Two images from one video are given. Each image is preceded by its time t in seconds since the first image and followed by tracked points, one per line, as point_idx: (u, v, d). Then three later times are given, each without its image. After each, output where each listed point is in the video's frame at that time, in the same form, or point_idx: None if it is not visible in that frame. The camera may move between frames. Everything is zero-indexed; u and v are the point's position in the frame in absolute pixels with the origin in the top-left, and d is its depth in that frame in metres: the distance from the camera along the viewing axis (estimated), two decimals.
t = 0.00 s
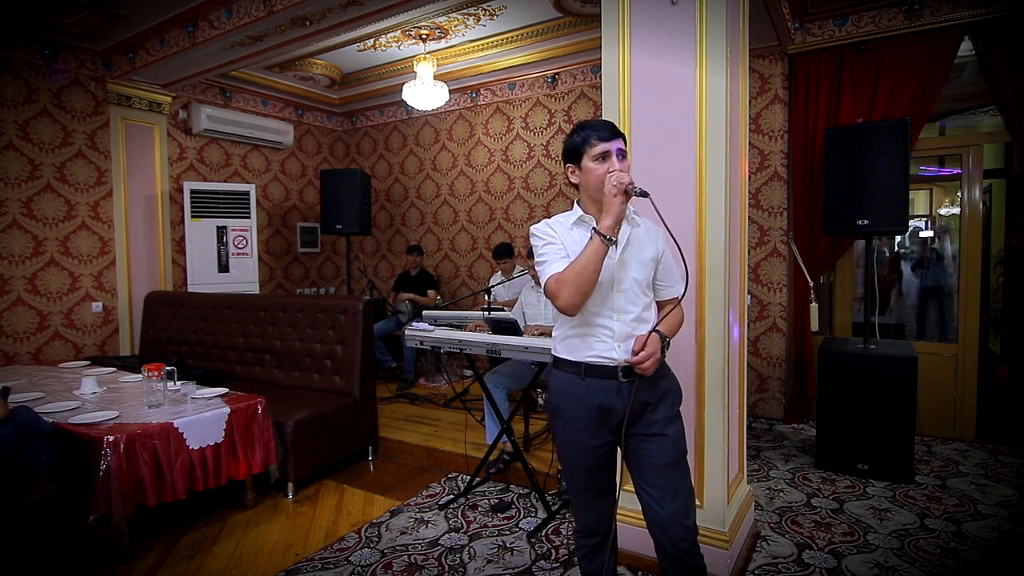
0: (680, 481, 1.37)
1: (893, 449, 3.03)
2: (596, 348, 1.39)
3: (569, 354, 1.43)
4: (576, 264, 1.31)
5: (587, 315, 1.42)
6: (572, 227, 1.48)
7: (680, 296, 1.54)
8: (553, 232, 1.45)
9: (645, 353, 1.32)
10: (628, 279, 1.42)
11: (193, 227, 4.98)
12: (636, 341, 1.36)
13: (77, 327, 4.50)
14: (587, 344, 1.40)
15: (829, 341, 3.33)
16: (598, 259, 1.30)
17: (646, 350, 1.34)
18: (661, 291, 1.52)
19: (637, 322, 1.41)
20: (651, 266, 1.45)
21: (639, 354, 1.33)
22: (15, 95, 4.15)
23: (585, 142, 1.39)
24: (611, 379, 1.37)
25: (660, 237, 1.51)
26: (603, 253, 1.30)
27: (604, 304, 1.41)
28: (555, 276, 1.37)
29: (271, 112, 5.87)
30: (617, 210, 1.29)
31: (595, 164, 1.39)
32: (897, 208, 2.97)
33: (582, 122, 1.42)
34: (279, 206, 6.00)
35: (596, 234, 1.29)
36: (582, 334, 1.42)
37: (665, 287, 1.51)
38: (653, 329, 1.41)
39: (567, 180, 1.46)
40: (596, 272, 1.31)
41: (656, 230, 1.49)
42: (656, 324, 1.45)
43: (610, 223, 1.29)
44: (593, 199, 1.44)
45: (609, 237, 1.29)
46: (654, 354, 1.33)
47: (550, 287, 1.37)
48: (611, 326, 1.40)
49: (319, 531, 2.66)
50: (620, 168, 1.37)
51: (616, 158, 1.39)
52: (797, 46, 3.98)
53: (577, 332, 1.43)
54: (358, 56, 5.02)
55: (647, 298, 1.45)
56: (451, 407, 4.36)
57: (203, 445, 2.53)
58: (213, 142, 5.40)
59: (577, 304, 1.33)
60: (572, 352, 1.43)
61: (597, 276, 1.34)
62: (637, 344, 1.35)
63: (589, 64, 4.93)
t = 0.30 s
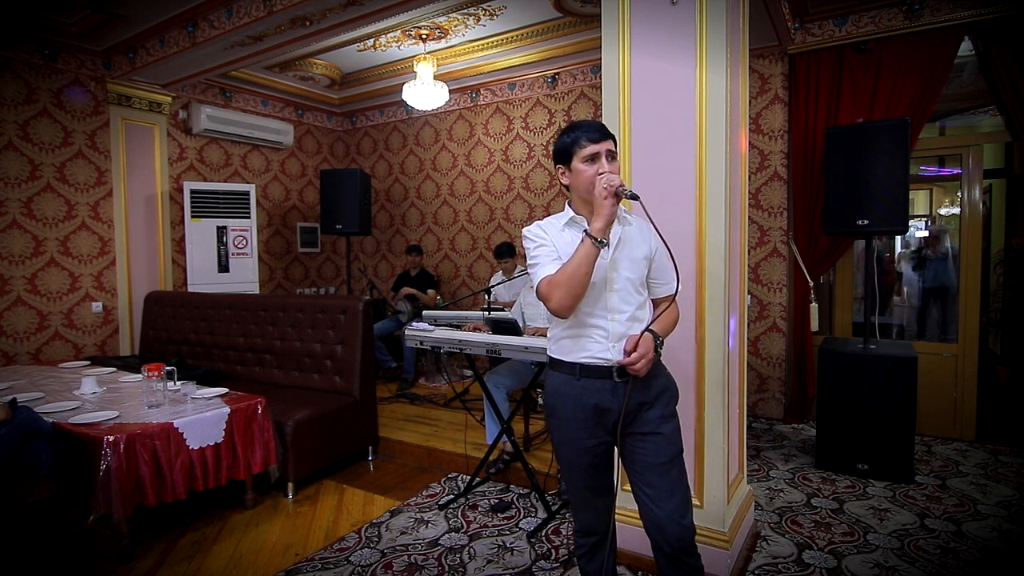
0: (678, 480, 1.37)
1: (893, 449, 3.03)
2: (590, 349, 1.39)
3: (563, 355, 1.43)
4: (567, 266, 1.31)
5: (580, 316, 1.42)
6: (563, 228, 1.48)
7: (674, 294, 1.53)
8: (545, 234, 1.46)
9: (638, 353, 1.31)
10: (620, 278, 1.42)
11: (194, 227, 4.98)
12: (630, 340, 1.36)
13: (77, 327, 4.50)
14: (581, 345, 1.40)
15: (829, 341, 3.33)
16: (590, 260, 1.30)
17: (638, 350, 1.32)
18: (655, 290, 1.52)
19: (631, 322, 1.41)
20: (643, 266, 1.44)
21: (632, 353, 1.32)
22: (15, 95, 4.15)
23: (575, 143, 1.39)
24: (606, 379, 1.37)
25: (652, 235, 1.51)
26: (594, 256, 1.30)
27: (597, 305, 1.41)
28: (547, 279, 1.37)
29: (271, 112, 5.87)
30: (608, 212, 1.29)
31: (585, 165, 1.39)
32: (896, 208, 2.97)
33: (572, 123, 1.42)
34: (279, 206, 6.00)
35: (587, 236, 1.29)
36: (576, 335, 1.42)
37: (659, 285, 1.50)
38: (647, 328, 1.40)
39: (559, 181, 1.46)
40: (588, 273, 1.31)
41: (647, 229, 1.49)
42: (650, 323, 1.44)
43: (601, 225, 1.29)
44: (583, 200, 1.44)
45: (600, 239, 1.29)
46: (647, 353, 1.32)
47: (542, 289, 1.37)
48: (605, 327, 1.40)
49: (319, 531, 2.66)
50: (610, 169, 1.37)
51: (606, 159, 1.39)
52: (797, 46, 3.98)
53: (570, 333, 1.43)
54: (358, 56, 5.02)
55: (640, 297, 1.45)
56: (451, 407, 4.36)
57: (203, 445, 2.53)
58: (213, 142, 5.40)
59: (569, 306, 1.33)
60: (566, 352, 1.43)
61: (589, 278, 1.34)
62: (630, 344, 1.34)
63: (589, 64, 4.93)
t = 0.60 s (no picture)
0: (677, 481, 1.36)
1: (893, 449, 3.03)
2: (586, 349, 1.39)
3: (560, 356, 1.44)
4: (559, 268, 1.31)
5: (575, 317, 1.43)
6: (557, 229, 1.49)
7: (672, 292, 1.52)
8: (539, 236, 1.46)
9: (632, 353, 1.30)
10: (615, 278, 1.41)
11: (194, 227, 4.98)
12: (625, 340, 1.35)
13: (77, 327, 4.51)
14: (577, 345, 1.41)
15: (829, 341, 3.33)
16: (582, 262, 1.30)
17: (632, 350, 1.31)
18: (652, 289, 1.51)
19: (626, 322, 1.41)
20: (637, 265, 1.43)
21: (626, 354, 1.31)
22: (15, 95, 4.14)
23: (567, 144, 1.39)
24: (602, 379, 1.37)
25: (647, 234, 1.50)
26: (586, 257, 1.30)
27: (591, 305, 1.41)
28: (540, 281, 1.37)
29: (271, 112, 5.87)
30: (599, 213, 1.29)
31: (576, 165, 1.39)
32: (896, 208, 2.97)
33: (564, 123, 1.42)
34: (279, 206, 6.00)
35: (579, 238, 1.29)
36: (572, 336, 1.42)
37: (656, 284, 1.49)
38: (643, 327, 1.39)
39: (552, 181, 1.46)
40: (581, 274, 1.31)
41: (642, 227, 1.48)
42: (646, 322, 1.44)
43: (593, 226, 1.29)
44: (576, 200, 1.44)
45: (592, 240, 1.29)
46: (642, 353, 1.31)
47: (536, 291, 1.37)
48: (600, 327, 1.40)
49: (319, 531, 2.66)
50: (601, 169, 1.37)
51: (598, 159, 1.39)
52: (797, 46, 3.98)
53: (566, 334, 1.43)
54: (358, 56, 5.02)
55: (635, 296, 1.44)
56: (451, 407, 4.36)
57: (203, 445, 2.53)
58: (213, 142, 5.40)
59: (562, 307, 1.33)
60: (563, 353, 1.43)
61: (583, 279, 1.34)
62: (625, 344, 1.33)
63: (589, 64, 4.93)
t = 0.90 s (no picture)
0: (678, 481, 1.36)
1: (893, 449, 3.03)
2: (584, 350, 1.39)
3: (558, 356, 1.44)
4: (555, 269, 1.31)
5: (573, 318, 1.43)
6: (555, 230, 1.48)
7: (672, 292, 1.51)
8: (536, 237, 1.46)
9: (629, 353, 1.29)
10: (612, 278, 1.41)
11: (194, 227, 4.98)
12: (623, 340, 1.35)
13: (77, 327, 4.51)
14: (575, 346, 1.41)
15: (829, 341, 3.33)
16: (578, 262, 1.30)
17: (630, 351, 1.30)
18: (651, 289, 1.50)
19: (624, 321, 1.40)
20: (635, 265, 1.43)
21: (623, 354, 1.30)
22: (15, 95, 4.15)
23: (562, 144, 1.39)
24: (600, 379, 1.37)
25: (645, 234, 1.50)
26: (581, 257, 1.30)
27: (589, 305, 1.41)
28: (537, 281, 1.38)
29: (271, 112, 5.87)
30: (593, 213, 1.29)
31: (571, 165, 1.39)
32: (896, 208, 2.97)
33: (559, 123, 1.42)
34: (279, 206, 6.00)
35: (574, 238, 1.29)
36: (570, 337, 1.42)
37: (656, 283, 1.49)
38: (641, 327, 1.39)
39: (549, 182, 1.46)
40: (577, 275, 1.31)
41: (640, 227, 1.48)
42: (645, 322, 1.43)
43: (587, 226, 1.29)
44: (572, 201, 1.44)
45: (587, 240, 1.29)
46: (639, 353, 1.30)
47: (533, 292, 1.37)
48: (598, 327, 1.40)
49: (319, 531, 2.66)
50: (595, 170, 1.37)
51: (593, 159, 1.39)
52: (797, 46, 3.98)
53: (565, 335, 1.43)
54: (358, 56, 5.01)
55: (634, 296, 1.44)
56: (451, 407, 4.36)
57: (203, 445, 2.53)
58: (213, 142, 5.40)
59: (559, 308, 1.33)
60: (560, 353, 1.44)
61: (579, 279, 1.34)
62: (622, 344, 1.33)
63: (589, 64, 4.92)
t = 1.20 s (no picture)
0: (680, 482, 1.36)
1: (893, 449, 3.03)
2: (585, 350, 1.39)
3: (560, 357, 1.44)
4: (555, 269, 1.32)
5: (574, 318, 1.43)
6: (557, 230, 1.48)
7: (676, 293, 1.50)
8: (538, 237, 1.46)
9: (629, 354, 1.29)
10: (613, 278, 1.41)
11: (194, 227, 4.98)
12: (623, 340, 1.35)
13: (77, 327, 4.51)
14: (576, 346, 1.41)
15: (829, 341, 3.33)
16: (577, 262, 1.30)
17: (630, 351, 1.30)
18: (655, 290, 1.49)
19: (625, 322, 1.40)
20: (638, 265, 1.43)
21: (623, 354, 1.30)
22: (15, 95, 4.15)
23: (563, 144, 1.39)
24: (602, 380, 1.37)
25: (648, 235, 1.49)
26: (581, 257, 1.30)
27: (590, 306, 1.41)
28: (537, 281, 1.38)
29: (271, 112, 5.87)
30: (592, 212, 1.29)
31: (572, 165, 1.39)
32: (897, 209, 2.97)
33: (560, 123, 1.42)
34: (279, 206, 6.00)
35: (574, 238, 1.29)
36: (571, 337, 1.42)
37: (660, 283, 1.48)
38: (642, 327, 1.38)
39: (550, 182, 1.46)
40: (577, 275, 1.31)
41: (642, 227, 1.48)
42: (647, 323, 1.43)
43: (587, 226, 1.29)
44: (574, 201, 1.44)
45: (586, 240, 1.29)
46: (640, 354, 1.30)
47: (534, 292, 1.37)
48: (599, 327, 1.40)
49: (319, 531, 2.66)
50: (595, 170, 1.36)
51: (594, 159, 1.38)
52: (797, 46, 3.98)
53: (566, 336, 1.44)
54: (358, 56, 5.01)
55: (636, 297, 1.43)
56: (451, 407, 4.36)
57: (203, 445, 2.53)
58: (213, 142, 5.40)
59: (559, 308, 1.33)
60: (562, 353, 1.44)
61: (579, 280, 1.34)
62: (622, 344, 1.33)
63: (589, 64, 4.92)
